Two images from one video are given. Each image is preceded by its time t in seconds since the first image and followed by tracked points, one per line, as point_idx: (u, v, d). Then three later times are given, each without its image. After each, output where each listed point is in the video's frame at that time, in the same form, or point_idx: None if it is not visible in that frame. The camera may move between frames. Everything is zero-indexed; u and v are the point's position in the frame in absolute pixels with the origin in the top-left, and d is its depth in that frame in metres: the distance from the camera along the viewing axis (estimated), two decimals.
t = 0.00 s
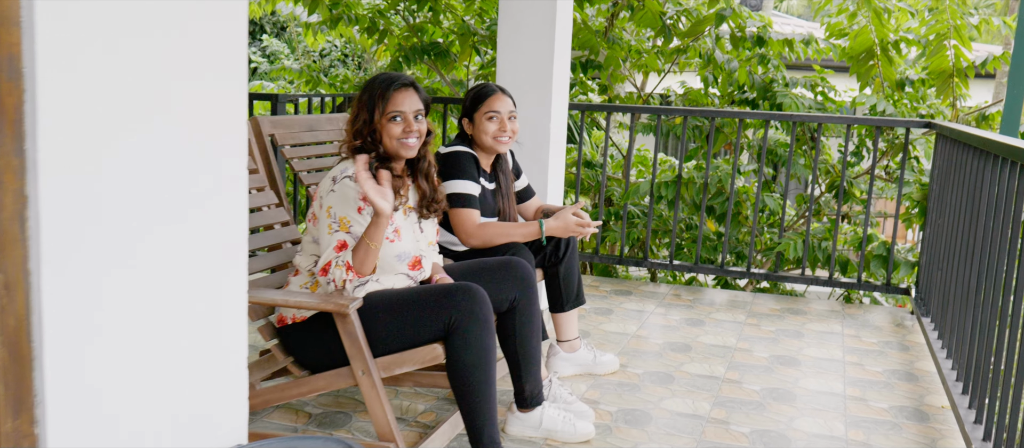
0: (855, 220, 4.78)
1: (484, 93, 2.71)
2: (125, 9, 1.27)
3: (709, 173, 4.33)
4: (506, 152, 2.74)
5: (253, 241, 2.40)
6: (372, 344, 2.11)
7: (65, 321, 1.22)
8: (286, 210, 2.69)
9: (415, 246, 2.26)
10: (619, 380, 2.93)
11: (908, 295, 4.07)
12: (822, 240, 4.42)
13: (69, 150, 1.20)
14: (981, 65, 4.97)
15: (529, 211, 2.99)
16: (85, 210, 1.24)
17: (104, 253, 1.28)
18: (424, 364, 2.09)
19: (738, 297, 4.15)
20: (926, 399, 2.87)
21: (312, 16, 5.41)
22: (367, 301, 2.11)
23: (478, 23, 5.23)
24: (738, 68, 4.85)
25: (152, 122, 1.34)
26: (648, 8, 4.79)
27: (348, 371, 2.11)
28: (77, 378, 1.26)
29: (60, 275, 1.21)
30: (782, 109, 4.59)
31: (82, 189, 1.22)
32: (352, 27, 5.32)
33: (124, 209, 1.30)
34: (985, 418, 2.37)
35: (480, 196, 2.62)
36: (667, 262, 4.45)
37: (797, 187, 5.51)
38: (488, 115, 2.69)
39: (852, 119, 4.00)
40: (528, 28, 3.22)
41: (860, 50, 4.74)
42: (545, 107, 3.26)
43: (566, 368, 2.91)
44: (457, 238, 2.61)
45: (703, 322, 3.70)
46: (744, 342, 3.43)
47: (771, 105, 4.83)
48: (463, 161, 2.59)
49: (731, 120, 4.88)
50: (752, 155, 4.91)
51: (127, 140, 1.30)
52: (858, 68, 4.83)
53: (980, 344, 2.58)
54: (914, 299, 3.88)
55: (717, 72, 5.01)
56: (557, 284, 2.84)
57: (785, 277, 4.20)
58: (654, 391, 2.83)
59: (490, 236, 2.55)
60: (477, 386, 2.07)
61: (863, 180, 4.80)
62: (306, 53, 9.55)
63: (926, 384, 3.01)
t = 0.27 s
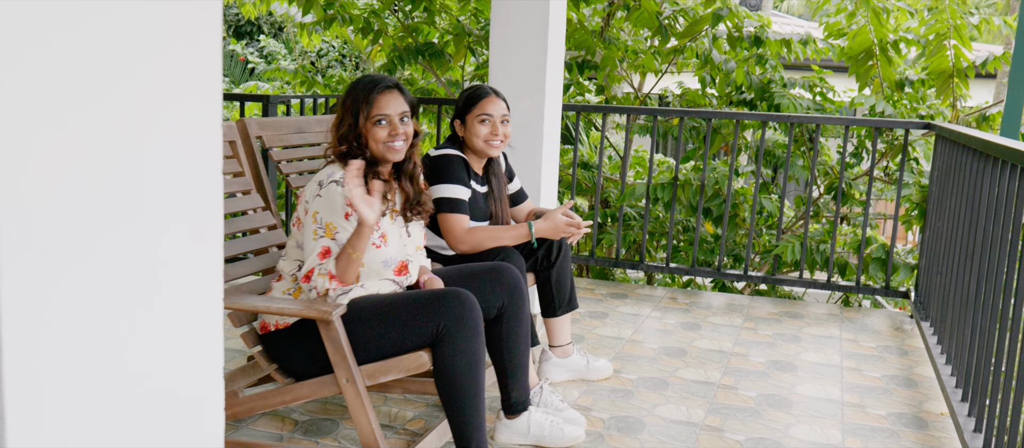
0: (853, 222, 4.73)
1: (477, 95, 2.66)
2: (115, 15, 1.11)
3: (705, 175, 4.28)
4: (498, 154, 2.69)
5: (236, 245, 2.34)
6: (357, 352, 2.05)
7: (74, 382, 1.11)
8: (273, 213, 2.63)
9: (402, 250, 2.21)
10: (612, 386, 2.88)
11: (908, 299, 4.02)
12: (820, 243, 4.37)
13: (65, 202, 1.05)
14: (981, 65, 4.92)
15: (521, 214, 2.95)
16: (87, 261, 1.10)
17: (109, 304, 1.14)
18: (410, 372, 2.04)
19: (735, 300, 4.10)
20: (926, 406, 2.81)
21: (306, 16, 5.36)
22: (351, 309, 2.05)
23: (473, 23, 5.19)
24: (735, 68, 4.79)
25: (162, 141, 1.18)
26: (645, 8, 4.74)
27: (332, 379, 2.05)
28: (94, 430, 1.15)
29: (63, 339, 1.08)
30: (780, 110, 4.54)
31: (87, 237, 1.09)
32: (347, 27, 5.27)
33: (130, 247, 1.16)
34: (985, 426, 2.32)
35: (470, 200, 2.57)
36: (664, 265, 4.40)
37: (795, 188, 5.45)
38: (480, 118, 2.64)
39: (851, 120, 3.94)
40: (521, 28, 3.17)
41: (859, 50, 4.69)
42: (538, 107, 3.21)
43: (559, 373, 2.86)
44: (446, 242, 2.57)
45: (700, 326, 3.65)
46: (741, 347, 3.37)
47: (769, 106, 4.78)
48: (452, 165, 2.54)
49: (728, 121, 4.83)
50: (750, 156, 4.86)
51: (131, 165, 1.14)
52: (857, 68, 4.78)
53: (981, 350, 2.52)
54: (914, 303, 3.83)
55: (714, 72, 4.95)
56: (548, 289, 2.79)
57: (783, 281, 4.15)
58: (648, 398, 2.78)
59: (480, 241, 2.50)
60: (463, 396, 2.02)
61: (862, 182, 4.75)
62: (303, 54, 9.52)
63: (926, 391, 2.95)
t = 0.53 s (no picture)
0: (854, 223, 4.68)
1: (472, 95, 2.61)
2: (84, 27, 1.08)
3: (704, 176, 4.24)
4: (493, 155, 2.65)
5: (224, 248, 2.30)
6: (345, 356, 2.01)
7: (70, 398, 1.15)
8: (262, 214, 2.59)
9: (392, 253, 2.18)
10: (608, 391, 2.83)
11: (909, 301, 3.97)
12: (820, 244, 4.32)
13: (50, 237, 1.08)
14: (984, 64, 4.87)
15: (516, 215, 2.91)
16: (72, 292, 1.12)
17: (97, 329, 1.16)
18: (399, 377, 1.99)
19: (734, 302, 4.05)
20: (927, 411, 2.76)
21: (302, 15, 5.32)
22: (340, 313, 2.01)
23: (471, 23, 5.15)
24: (734, 67, 4.74)
25: (146, 156, 1.19)
26: (644, 7, 4.70)
27: (319, 384, 2.00)
28: (95, 435, 1.21)
29: (57, 362, 1.12)
30: (779, 110, 4.49)
31: (75, 264, 1.11)
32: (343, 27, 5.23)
33: (118, 262, 1.17)
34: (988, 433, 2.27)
35: (463, 201, 2.53)
36: (662, 266, 4.35)
37: (796, 189, 5.40)
38: (474, 119, 2.59)
39: (851, 120, 3.90)
40: (517, 27, 3.13)
41: (860, 49, 4.65)
42: (533, 107, 3.16)
43: (554, 377, 2.82)
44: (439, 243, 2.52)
45: (698, 328, 3.60)
46: (739, 350, 3.33)
47: (769, 106, 4.73)
48: (446, 165, 2.50)
49: (728, 121, 4.79)
50: (750, 156, 4.82)
51: (121, 185, 1.16)
52: (858, 67, 4.73)
53: (982, 354, 2.48)
54: (915, 305, 3.79)
55: (714, 72, 4.91)
56: (543, 292, 2.75)
57: (782, 282, 4.11)
58: (644, 402, 2.74)
59: (473, 242, 2.46)
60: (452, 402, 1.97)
61: (863, 182, 4.71)
62: (303, 54, 9.49)
63: (927, 395, 2.91)
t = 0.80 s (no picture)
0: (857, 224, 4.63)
1: (468, 94, 2.56)
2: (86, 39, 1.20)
3: (705, 176, 4.18)
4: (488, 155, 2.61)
5: (213, 249, 2.26)
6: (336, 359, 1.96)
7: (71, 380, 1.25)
8: (254, 215, 2.55)
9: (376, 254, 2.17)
10: (606, 394, 2.79)
11: (913, 303, 3.92)
12: (823, 246, 4.27)
13: (55, 233, 1.18)
14: (989, 63, 4.82)
15: (513, 215, 2.87)
16: (75, 295, 1.23)
17: (95, 322, 1.27)
18: (390, 381, 1.94)
19: (736, 304, 4.00)
20: (931, 415, 2.71)
21: (300, 15, 5.28)
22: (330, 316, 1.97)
23: (470, 22, 5.11)
24: (736, 67, 4.69)
25: (142, 158, 1.30)
26: (644, 5, 4.63)
27: (309, 387, 1.96)
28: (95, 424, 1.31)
29: (64, 347, 1.23)
30: (782, 110, 4.44)
31: (76, 260, 1.22)
32: (342, 26, 5.18)
33: (113, 255, 1.28)
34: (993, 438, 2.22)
35: (458, 200, 2.49)
36: (662, 268, 4.30)
37: (799, 190, 5.35)
38: (470, 119, 2.55)
39: (854, 120, 3.84)
40: (514, 25, 3.09)
41: (864, 48, 4.61)
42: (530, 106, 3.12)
43: (551, 381, 2.77)
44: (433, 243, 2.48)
45: (699, 331, 3.55)
46: (740, 352, 3.28)
47: (771, 106, 4.68)
48: (441, 164, 2.46)
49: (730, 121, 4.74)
50: (752, 157, 4.76)
51: (121, 185, 1.27)
52: (862, 66, 4.69)
53: (987, 356, 2.43)
54: (919, 307, 3.73)
55: (716, 71, 4.86)
56: (540, 294, 2.70)
57: (785, 284, 4.06)
58: (643, 406, 2.69)
59: (468, 243, 2.41)
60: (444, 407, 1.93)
61: (866, 182, 4.65)
62: (304, 55, 9.45)
63: (931, 399, 2.86)
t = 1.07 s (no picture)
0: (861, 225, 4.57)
1: (470, 95, 2.49)
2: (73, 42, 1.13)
3: (707, 176, 4.13)
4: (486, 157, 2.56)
5: (203, 251, 2.21)
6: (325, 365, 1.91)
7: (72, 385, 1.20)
8: (246, 216, 2.50)
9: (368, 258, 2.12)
10: (605, 399, 2.73)
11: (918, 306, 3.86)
12: (827, 247, 4.21)
13: (58, 240, 1.14)
14: (995, 62, 4.76)
15: (509, 216, 2.81)
16: (84, 299, 1.19)
17: (97, 328, 1.22)
18: (381, 387, 1.89)
19: (738, 307, 3.94)
20: (937, 422, 2.65)
21: (299, 14, 5.23)
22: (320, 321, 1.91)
23: (470, 21, 5.06)
24: (739, 66, 4.63)
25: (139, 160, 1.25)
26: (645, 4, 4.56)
27: (298, 394, 1.90)
28: (112, 429, 1.29)
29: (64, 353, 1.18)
30: (785, 110, 4.38)
31: (75, 265, 1.17)
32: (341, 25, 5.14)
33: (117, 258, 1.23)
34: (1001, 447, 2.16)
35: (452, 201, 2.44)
36: (664, 269, 4.25)
37: (802, 191, 5.29)
38: (474, 121, 2.49)
39: (858, 120, 3.78)
40: (513, 23, 3.03)
41: (868, 47, 4.55)
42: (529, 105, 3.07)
43: (549, 385, 2.72)
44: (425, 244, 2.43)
45: (700, 334, 3.50)
46: (743, 356, 3.22)
47: (774, 105, 4.63)
48: (434, 165, 2.41)
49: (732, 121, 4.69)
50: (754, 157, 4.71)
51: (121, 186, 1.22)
52: (866, 66, 4.63)
53: (996, 362, 2.37)
54: (924, 310, 3.67)
55: (718, 71, 4.81)
56: (538, 297, 2.65)
57: (788, 286, 4.00)
58: (642, 412, 2.63)
59: (462, 245, 2.35)
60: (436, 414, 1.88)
61: (870, 183, 4.60)
62: (305, 54, 9.42)
63: (937, 405, 2.80)
